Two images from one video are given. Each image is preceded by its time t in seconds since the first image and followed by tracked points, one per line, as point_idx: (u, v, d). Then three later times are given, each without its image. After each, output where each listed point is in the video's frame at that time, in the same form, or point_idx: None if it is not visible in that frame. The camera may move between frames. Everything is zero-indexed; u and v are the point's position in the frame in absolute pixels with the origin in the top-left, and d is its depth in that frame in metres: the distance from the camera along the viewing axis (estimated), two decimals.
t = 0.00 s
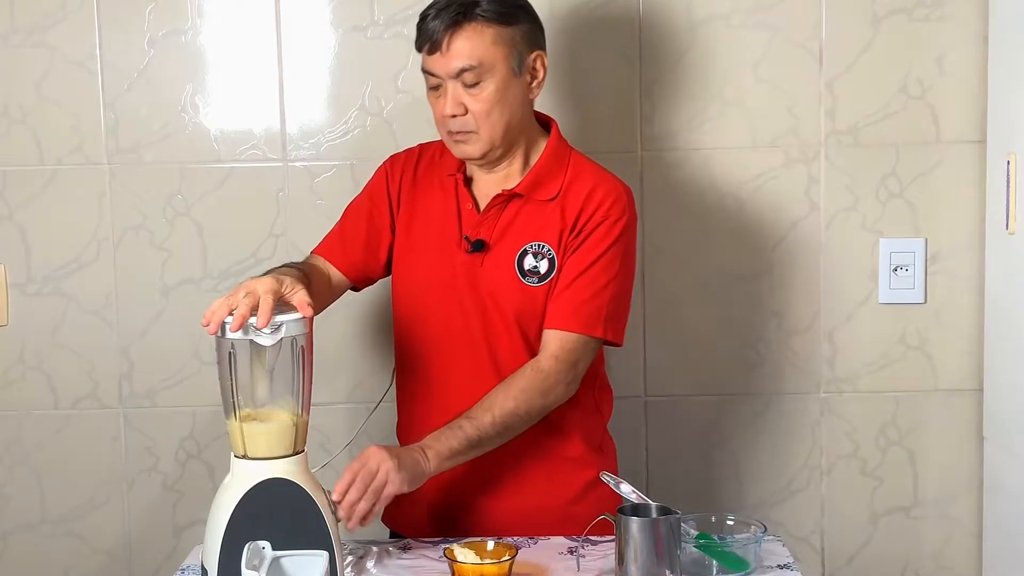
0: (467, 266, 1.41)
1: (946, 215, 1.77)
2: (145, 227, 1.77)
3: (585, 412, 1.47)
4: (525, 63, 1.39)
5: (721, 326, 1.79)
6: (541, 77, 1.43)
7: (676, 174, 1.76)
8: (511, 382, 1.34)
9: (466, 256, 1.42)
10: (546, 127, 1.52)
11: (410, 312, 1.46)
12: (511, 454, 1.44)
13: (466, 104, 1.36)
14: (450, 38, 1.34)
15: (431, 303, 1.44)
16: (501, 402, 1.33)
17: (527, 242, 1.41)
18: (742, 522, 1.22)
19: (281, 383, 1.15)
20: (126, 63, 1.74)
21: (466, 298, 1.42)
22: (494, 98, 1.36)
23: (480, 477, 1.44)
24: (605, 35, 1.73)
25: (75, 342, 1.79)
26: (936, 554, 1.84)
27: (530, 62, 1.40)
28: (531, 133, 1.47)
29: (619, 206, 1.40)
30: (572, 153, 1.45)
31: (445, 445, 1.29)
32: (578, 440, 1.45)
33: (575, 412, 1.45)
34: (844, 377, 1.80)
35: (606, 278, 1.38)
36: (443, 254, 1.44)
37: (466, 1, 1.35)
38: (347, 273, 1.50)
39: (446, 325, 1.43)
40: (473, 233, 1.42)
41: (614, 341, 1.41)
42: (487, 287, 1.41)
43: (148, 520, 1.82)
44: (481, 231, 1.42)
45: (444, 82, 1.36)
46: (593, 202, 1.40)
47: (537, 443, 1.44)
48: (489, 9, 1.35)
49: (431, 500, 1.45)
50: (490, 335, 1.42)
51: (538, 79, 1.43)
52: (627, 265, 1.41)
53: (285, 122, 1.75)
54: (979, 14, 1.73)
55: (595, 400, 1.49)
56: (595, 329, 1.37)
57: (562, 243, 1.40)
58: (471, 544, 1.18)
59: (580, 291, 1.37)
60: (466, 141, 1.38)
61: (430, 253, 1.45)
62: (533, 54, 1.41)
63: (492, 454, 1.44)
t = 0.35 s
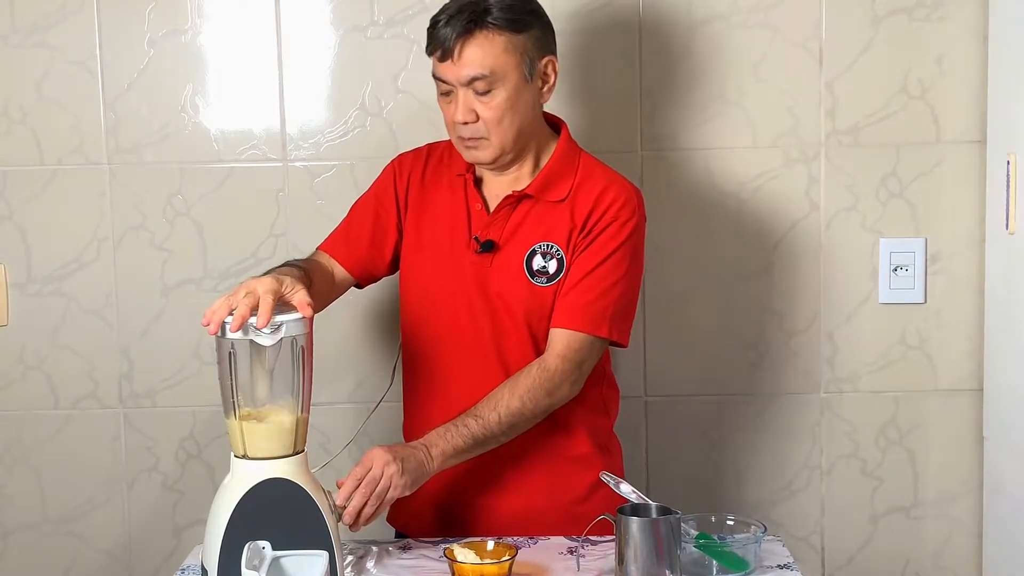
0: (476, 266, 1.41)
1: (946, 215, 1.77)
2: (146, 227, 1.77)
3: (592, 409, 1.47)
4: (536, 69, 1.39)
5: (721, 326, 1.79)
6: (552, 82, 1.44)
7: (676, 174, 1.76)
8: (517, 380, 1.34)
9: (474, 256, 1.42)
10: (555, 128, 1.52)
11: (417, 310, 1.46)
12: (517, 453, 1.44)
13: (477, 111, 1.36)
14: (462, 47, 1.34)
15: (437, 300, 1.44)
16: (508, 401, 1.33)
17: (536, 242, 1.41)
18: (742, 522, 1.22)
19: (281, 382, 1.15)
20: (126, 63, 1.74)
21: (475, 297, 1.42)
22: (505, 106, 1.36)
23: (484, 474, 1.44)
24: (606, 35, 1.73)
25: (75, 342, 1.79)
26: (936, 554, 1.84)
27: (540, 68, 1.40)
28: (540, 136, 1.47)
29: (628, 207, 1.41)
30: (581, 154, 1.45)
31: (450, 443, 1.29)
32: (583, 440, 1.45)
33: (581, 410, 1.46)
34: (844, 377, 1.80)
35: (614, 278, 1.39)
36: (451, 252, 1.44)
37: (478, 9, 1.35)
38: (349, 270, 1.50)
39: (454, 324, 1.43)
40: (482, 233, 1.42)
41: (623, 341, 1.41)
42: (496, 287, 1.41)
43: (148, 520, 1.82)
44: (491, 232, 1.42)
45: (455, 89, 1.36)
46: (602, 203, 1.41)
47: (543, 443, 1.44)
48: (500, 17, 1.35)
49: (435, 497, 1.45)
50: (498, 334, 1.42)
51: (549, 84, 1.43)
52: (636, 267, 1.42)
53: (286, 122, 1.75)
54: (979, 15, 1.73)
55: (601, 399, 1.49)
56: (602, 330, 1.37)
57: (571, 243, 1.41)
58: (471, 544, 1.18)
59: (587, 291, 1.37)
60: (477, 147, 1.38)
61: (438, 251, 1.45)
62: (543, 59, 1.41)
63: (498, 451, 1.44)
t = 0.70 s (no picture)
0: (481, 267, 1.42)
1: (946, 215, 1.77)
2: (146, 227, 1.77)
3: (596, 409, 1.47)
4: (547, 78, 1.39)
5: (722, 325, 1.79)
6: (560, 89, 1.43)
7: (677, 174, 1.76)
8: (521, 379, 1.34)
9: (479, 257, 1.42)
10: (560, 131, 1.52)
11: (420, 310, 1.47)
12: (520, 453, 1.44)
13: (489, 120, 1.36)
14: (477, 58, 1.33)
15: (441, 300, 1.44)
16: (512, 400, 1.33)
17: (541, 243, 1.41)
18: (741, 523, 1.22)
19: (281, 382, 1.15)
20: (126, 63, 1.74)
21: (479, 298, 1.42)
22: (517, 116, 1.36)
23: (487, 473, 1.44)
24: (606, 35, 1.73)
25: (74, 342, 1.79)
26: (936, 554, 1.84)
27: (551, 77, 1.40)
28: (547, 142, 1.47)
29: (634, 209, 1.41)
30: (587, 155, 1.45)
31: (453, 441, 1.29)
32: (587, 439, 1.45)
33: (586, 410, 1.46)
34: (844, 377, 1.80)
35: (619, 280, 1.39)
36: (455, 252, 1.44)
37: (493, 20, 1.34)
38: (348, 270, 1.49)
39: (458, 325, 1.43)
40: (487, 233, 1.43)
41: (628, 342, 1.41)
42: (501, 288, 1.42)
43: (148, 520, 1.82)
44: (496, 233, 1.42)
45: (467, 98, 1.36)
46: (608, 205, 1.41)
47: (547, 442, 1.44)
48: (515, 28, 1.34)
49: (438, 495, 1.45)
50: (502, 334, 1.42)
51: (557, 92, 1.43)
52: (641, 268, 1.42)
53: (286, 123, 1.75)
54: (979, 14, 1.73)
55: (606, 398, 1.49)
56: (606, 331, 1.37)
57: (576, 244, 1.41)
58: (471, 544, 1.18)
59: (592, 291, 1.37)
60: (486, 155, 1.39)
61: (442, 251, 1.45)
62: (553, 67, 1.41)
63: (501, 450, 1.44)
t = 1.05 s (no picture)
0: (484, 267, 1.42)
1: (946, 215, 1.77)
2: (146, 227, 1.77)
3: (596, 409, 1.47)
4: (555, 81, 1.39)
5: (722, 326, 1.79)
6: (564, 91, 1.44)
7: (677, 173, 1.76)
8: (523, 379, 1.34)
9: (481, 257, 1.42)
10: (563, 131, 1.52)
11: (424, 310, 1.47)
12: (522, 453, 1.44)
13: (497, 123, 1.36)
14: (491, 62, 1.33)
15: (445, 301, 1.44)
16: (514, 399, 1.33)
17: (543, 243, 1.41)
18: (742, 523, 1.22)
19: (281, 381, 1.15)
20: (126, 62, 1.74)
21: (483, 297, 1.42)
22: (526, 119, 1.37)
23: (488, 473, 1.44)
24: (605, 35, 1.73)
25: (74, 342, 1.79)
26: (936, 554, 1.84)
27: (558, 79, 1.41)
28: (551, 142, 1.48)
29: (637, 210, 1.41)
30: (590, 156, 1.46)
31: (454, 440, 1.29)
32: (589, 439, 1.45)
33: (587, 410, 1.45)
34: (844, 377, 1.80)
35: (621, 280, 1.39)
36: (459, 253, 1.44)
37: (507, 24, 1.34)
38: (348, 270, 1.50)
39: (461, 324, 1.43)
40: (490, 233, 1.43)
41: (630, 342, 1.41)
42: (504, 288, 1.42)
43: (148, 520, 1.82)
44: (499, 233, 1.42)
45: (476, 100, 1.36)
46: (611, 205, 1.41)
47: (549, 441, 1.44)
48: (526, 32, 1.34)
49: (439, 496, 1.45)
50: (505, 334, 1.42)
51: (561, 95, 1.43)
52: (644, 268, 1.42)
53: (286, 123, 1.75)
54: (979, 14, 1.73)
55: (609, 399, 1.49)
56: (607, 331, 1.37)
57: (579, 244, 1.41)
58: (471, 544, 1.18)
59: (595, 291, 1.38)
60: (493, 157, 1.39)
61: (446, 252, 1.45)
62: (562, 69, 1.41)
63: (503, 450, 1.44)
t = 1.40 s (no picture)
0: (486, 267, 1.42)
1: (947, 216, 1.77)
2: (146, 227, 1.77)
3: (603, 403, 1.42)
4: (495, 81, 1.37)
5: (723, 326, 1.79)
6: (514, 88, 1.40)
7: (678, 173, 1.76)
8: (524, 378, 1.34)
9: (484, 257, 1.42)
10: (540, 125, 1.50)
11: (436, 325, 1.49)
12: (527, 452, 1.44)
13: (446, 135, 1.35)
14: (415, 78, 1.33)
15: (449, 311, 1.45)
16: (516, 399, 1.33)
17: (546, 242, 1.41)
18: (744, 523, 1.21)
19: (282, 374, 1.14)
20: (126, 62, 1.74)
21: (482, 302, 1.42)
22: (472, 126, 1.35)
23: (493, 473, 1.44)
24: (606, 35, 1.73)
25: (75, 342, 1.79)
26: (937, 555, 1.84)
27: (504, 79, 1.38)
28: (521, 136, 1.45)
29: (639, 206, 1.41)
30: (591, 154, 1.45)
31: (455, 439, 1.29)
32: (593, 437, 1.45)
33: (593, 404, 1.39)
34: (844, 377, 1.80)
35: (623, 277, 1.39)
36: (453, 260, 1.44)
37: (419, 34, 1.33)
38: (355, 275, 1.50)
39: (464, 332, 1.44)
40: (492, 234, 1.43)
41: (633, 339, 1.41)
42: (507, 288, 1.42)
43: (149, 520, 1.82)
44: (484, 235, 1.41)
45: (422, 117, 1.35)
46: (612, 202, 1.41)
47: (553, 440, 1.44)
48: (445, 41, 1.32)
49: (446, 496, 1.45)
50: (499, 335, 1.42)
51: (512, 91, 1.40)
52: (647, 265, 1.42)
53: (286, 123, 1.75)
54: (980, 14, 1.73)
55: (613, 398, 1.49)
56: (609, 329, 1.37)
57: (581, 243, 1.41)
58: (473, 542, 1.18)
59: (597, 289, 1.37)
60: (455, 168, 1.38)
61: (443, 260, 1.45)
62: (502, 68, 1.38)
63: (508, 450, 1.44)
